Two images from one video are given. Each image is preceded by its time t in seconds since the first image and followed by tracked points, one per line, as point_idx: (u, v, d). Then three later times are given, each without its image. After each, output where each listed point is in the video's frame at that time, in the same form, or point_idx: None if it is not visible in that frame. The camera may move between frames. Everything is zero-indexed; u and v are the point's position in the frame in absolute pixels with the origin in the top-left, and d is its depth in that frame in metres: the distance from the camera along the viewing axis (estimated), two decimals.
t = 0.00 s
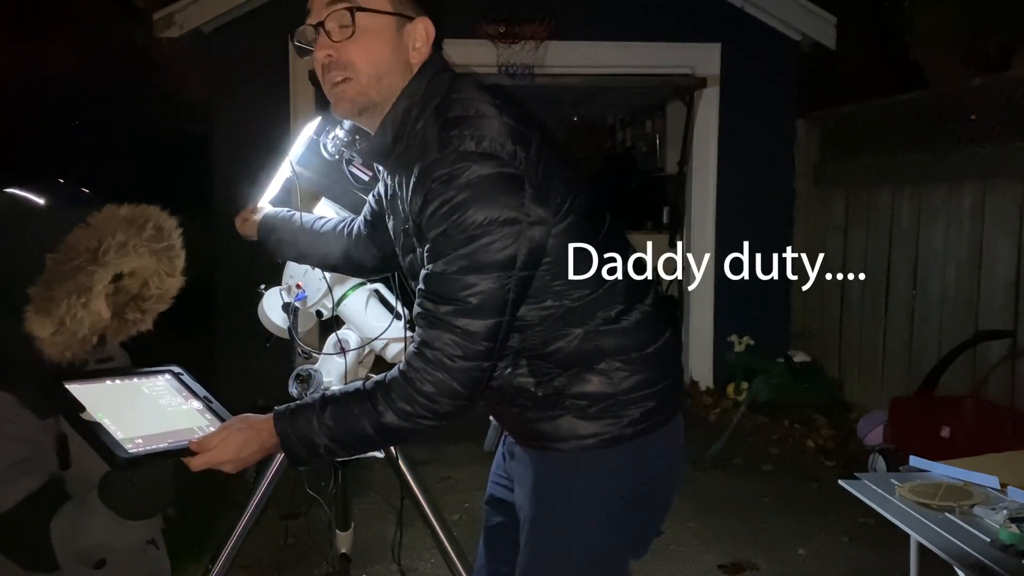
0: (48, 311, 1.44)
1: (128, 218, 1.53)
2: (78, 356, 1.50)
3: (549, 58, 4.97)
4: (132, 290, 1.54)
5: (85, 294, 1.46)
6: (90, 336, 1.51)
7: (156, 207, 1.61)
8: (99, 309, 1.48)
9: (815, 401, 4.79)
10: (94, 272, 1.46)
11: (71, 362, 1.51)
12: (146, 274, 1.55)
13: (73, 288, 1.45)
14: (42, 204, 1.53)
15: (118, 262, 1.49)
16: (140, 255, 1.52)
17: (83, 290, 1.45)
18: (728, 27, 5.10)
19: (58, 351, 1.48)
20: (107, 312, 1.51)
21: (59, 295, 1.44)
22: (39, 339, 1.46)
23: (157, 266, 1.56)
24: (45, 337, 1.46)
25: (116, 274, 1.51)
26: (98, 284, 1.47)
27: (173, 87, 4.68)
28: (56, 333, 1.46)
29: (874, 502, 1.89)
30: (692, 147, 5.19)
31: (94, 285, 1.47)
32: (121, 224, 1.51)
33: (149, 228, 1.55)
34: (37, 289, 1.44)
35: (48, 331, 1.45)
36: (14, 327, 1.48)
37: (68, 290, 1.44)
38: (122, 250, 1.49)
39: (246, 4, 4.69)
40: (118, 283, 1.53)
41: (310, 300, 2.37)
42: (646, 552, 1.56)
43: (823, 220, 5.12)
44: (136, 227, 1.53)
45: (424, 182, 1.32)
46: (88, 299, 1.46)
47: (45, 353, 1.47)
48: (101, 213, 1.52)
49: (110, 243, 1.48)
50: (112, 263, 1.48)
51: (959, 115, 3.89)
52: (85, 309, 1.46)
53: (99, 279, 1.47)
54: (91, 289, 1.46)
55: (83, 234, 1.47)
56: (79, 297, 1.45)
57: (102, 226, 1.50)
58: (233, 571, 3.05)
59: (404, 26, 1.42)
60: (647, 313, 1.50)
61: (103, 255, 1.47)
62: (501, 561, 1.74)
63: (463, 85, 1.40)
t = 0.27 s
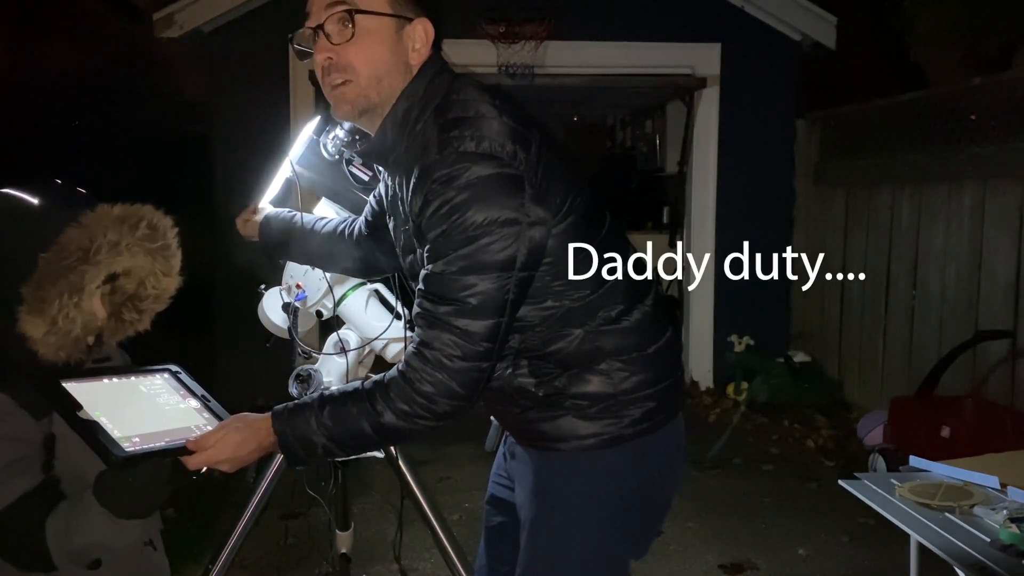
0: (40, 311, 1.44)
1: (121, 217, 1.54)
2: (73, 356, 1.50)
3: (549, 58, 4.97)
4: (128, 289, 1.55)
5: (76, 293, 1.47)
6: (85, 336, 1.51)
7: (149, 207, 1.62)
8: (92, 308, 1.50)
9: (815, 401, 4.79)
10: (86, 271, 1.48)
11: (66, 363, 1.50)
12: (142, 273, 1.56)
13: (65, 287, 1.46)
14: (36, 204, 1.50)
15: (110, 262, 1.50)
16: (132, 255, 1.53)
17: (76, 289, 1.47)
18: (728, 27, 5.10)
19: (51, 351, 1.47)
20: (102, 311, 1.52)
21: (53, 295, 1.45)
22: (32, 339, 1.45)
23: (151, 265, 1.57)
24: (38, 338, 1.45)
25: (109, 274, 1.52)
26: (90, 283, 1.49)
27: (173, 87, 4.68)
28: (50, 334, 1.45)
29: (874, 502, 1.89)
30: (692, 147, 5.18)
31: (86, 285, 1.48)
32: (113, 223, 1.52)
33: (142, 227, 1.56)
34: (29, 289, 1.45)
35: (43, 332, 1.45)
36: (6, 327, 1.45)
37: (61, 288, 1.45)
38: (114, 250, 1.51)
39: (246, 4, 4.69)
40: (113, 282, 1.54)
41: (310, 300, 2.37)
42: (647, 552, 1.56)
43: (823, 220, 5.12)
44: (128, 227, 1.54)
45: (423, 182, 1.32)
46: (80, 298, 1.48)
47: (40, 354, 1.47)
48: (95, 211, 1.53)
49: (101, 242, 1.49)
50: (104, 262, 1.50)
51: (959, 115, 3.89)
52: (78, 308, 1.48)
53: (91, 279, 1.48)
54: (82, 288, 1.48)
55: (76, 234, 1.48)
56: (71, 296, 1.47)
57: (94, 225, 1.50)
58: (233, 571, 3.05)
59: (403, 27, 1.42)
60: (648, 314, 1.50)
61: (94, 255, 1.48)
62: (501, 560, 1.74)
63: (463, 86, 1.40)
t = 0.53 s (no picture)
0: (45, 311, 1.45)
1: (126, 219, 1.53)
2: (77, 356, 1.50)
3: (549, 58, 4.97)
4: (131, 290, 1.55)
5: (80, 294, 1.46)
6: (88, 336, 1.51)
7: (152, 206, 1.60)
8: (95, 309, 1.49)
9: (815, 401, 4.79)
10: (90, 272, 1.47)
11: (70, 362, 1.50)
12: (145, 274, 1.55)
13: (69, 287, 1.46)
14: (40, 204, 1.51)
15: (114, 263, 1.49)
16: (137, 256, 1.52)
17: (79, 290, 1.46)
18: (728, 27, 5.10)
19: (55, 351, 1.47)
20: (104, 312, 1.51)
21: (55, 295, 1.44)
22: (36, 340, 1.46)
23: (155, 266, 1.56)
24: (41, 338, 1.45)
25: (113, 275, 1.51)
26: (94, 284, 1.48)
27: (173, 87, 4.68)
28: (53, 333, 1.46)
29: (874, 502, 1.89)
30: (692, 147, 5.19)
31: (90, 285, 1.47)
32: (118, 224, 1.51)
33: (146, 229, 1.54)
34: (33, 288, 1.45)
35: (45, 331, 1.45)
36: (8, 326, 1.46)
37: (65, 289, 1.45)
38: (118, 251, 1.50)
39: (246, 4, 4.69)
40: (116, 283, 1.54)
41: (310, 300, 2.37)
42: (648, 552, 1.56)
43: (823, 220, 5.12)
44: (133, 228, 1.53)
45: (424, 182, 1.32)
46: (84, 299, 1.47)
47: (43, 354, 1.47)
48: (100, 211, 1.52)
49: (107, 243, 1.48)
50: (108, 263, 1.49)
51: (959, 116, 3.89)
52: (81, 308, 1.47)
53: (95, 280, 1.48)
54: (87, 288, 1.47)
55: (81, 234, 1.48)
56: (75, 297, 1.46)
57: (99, 226, 1.49)
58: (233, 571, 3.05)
59: (403, 28, 1.42)
60: (649, 314, 1.50)
61: (99, 255, 1.48)
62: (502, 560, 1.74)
63: (463, 86, 1.40)
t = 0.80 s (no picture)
0: (46, 311, 1.44)
1: (127, 218, 1.52)
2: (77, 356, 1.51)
3: (549, 58, 4.97)
4: (131, 290, 1.56)
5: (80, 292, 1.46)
6: (88, 335, 1.52)
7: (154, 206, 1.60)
8: (95, 308, 1.49)
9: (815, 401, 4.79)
10: (90, 271, 1.47)
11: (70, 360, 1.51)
12: (145, 274, 1.56)
13: (69, 287, 1.45)
14: (40, 203, 1.49)
15: (114, 262, 1.49)
16: (138, 255, 1.53)
17: (79, 289, 1.46)
18: (728, 27, 5.10)
19: (55, 350, 1.47)
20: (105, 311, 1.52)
21: (56, 296, 1.44)
22: (37, 339, 1.46)
23: (155, 266, 1.57)
24: (42, 337, 1.46)
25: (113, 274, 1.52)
26: (94, 283, 1.48)
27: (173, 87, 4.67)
28: (53, 332, 1.46)
29: (874, 502, 1.89)
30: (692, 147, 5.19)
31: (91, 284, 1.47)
32: (119, 222, 1.51)
33: (147, 228, 1.54)
34: (34, 288, 1.45)
35: (46, 331, 1.45)
36: (9, 327, 1.46)
37: (65, 289, 1.45)
38: (118, 251, 1.50)
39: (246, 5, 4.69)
40: (116, 283, 1.55)
41: (310, 300, 2.37)
42: (648, 552, 1.56)
43: (823, 220, 5.12)
44: (134, 227, 1.53)
45: (424, 182, 1.32)
46: (84, 298, 1.47)
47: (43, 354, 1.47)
48: (100, 210, 1.52)
49: (107, 242, 1.48)
50: (108, 263, 1.49)
51: (959, 116, 3.89)
52: (81, 307, 1.47)
53: (95, 279, 1.48)
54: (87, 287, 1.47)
55: (81, 233, 1.47)
56: (76, 296, 1.46)
57: (99, 225, 1.49)
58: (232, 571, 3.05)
59: (402, 30, 1.42)
60: (649, 314, 1.50)
61: (100, 255, 1.47)
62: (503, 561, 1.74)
63: (464, 86, 1.40)
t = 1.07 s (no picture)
0: (45, 310, 1.45)
1: (126, 216, 1.53)
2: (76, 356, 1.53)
3: (549, 58, 4.97)
4: (132, 288, 1.59)
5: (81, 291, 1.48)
6: (89, 333, 1.54)
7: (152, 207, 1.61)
8: (96, 308, 1.51)
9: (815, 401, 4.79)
10: (91, 271, 1.47)
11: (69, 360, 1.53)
12: (145, 274, 1.59)
13: (69, 288, 1.46)
14: (39, 203, 1.47)
15: (114, 262, 1.50)
16: (138, 254, 1.55)
17: (80, 288, 1.47)
18: (728, 27, 5.10)
19: (56, 349, 1.49)
20: (105, 310, 1.55)
21: (55, 295, 1.45)
22: (37, 338, 1.47)
23: (155, 265, 1.60)
24: (43, 335, 1.46)
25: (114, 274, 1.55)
26: (94, 283, 1.49)
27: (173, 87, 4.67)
28: (54, 330, 1.47)
29: (875, 502, 1.89)
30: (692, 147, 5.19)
31: (91, 283, 1.48)
32: (118, 221, 1.51)
33: (146, 227, 1.56)
34: (34, 288, 1.45)
35: (46, 330, 1.46)
36: (8, 327, 1.46)
37: (65, 289, 1.45)
38: (118, 250, 1.51)
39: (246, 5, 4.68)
40: (117, 282, 1.58)
41: (310, 300, 2.37)
42: (649, 552, 1.56)
43: (824, 220, 5.11)
44: (133, 227, 1.54)
45: (424, 182, 1.32)
46: (84, 297, 1.48)
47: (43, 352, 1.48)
48: (100, 209, 1.52)
49: (107, 241, 1.49)
50: (108, 262, 1.49)
51: (959, 116, 3.89)
52: (81, 307, 1.49)
53: (96, 279, 1.48)
54: (88, 287, 1.48)
55: (80, 233, 1.46)
56: (76, 295, 1.47)
57: (98, 225, 1.48)
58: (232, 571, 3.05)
59: (401, 31, 1.42)
60: (649, 314, 1.50)
61: (99, 254, 1.48)
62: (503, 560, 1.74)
63: (463, 87, 1.40)
